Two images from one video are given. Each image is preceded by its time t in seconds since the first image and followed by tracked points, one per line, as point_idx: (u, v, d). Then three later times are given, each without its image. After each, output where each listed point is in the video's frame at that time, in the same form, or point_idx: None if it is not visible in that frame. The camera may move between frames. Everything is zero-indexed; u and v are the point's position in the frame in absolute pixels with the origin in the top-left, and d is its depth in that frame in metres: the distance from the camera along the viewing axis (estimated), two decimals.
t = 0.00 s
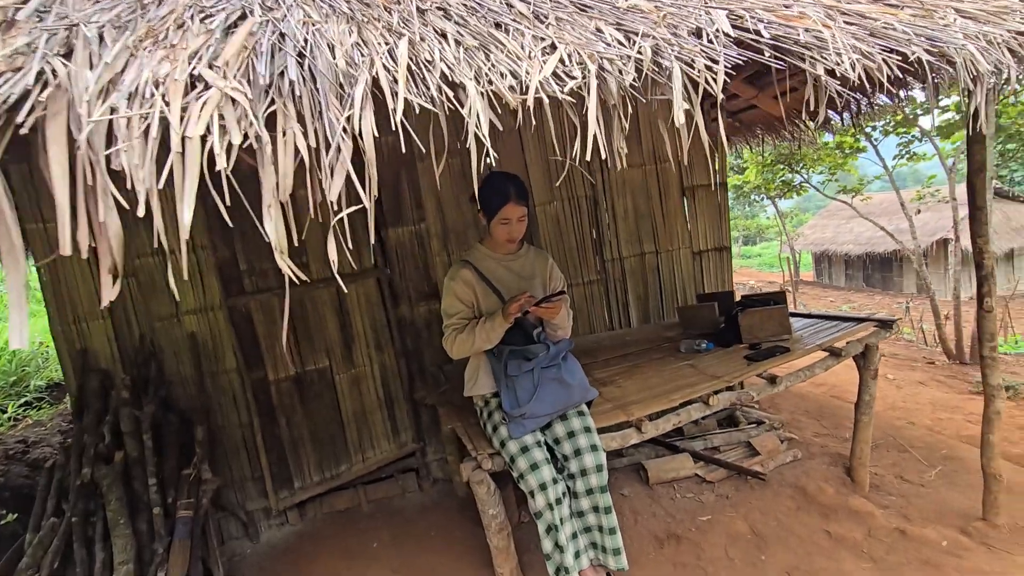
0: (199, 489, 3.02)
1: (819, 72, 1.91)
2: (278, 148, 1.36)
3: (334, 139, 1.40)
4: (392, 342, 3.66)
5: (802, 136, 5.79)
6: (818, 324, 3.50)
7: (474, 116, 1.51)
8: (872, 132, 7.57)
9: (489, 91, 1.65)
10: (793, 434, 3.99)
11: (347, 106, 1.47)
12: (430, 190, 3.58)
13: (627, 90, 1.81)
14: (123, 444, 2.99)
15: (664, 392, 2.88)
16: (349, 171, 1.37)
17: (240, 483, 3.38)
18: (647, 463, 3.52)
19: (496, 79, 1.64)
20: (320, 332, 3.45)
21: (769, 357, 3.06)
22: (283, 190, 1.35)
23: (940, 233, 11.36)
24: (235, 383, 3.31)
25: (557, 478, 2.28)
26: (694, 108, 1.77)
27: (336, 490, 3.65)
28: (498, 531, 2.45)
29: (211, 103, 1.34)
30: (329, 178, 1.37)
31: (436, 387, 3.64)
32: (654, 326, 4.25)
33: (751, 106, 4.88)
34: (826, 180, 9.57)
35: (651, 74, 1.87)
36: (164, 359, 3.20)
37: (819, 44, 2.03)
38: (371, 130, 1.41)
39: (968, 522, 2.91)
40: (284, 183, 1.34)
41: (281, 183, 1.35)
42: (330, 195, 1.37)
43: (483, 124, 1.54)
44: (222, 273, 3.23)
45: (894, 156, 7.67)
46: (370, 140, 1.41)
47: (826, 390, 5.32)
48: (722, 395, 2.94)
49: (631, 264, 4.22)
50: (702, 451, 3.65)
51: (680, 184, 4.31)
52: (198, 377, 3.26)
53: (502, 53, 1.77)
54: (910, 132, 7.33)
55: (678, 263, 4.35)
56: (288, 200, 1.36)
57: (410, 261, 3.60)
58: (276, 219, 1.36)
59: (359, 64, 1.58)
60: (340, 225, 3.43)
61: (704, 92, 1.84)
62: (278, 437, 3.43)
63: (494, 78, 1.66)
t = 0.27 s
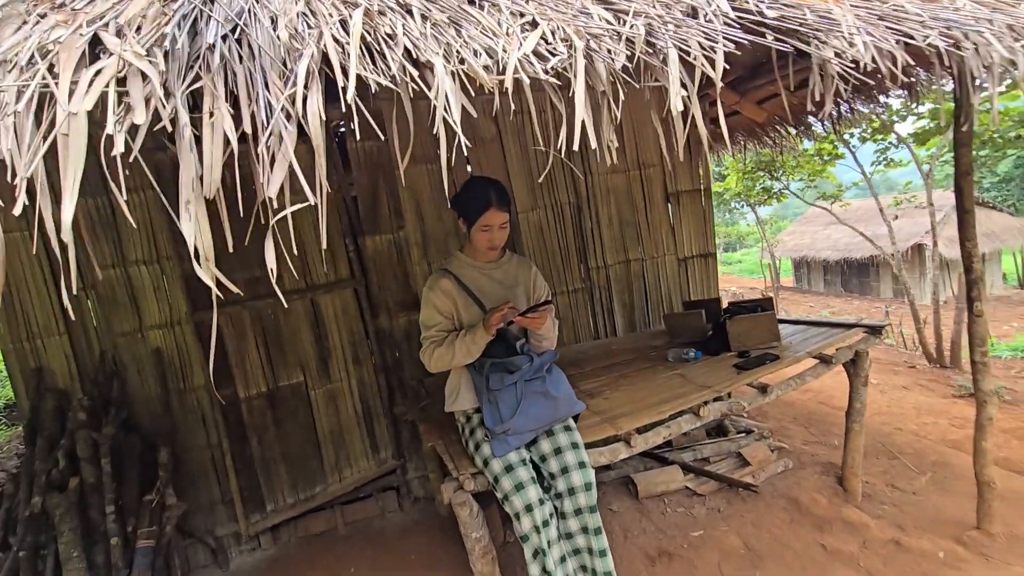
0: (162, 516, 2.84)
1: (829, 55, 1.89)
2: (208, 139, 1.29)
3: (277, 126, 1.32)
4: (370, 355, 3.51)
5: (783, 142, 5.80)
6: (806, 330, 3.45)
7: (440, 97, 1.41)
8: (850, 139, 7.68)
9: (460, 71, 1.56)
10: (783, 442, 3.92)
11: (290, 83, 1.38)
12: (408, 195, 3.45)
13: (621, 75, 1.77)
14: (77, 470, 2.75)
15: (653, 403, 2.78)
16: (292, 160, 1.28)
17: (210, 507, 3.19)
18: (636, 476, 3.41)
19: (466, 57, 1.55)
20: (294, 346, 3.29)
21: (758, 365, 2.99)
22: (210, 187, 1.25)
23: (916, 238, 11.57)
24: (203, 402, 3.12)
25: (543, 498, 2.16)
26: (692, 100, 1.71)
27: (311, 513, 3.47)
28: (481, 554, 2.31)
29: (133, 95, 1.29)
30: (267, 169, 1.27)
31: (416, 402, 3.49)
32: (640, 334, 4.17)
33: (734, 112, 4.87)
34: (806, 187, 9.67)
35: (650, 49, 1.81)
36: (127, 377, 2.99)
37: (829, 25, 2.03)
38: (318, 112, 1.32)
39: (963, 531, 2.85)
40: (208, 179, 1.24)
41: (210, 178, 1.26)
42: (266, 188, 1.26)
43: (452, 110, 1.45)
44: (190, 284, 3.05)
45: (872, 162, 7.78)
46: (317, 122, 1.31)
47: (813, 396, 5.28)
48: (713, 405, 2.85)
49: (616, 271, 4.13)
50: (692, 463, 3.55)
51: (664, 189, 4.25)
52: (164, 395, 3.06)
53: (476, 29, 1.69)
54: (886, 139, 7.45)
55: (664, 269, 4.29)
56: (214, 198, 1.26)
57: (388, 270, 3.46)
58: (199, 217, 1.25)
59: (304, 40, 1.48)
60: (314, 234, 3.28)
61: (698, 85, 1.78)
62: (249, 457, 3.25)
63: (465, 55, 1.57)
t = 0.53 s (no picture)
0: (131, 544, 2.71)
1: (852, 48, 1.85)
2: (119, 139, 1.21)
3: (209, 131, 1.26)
4: (354, 369, 3.38)
5: (775, 149, 5.77)
6: (803, 341, 3.37)
7: (411, 92, 1.31)
8: (840, 146, 7.69)
9: (434, 63, 1.46)
10: (780, 455, 3.83)
11: (224, 75, 1.30)
12: (394, 203, 3.34)
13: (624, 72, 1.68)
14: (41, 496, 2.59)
15: (648, 418, 2.67)
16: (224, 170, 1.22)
17: (185, 531, 3.03)
18: (631, 493, 3.30)
19: (442, 48, 1.45)
20: (274, 361, 3.15)
21: (756, 378, 2.89)
22: (115, 205, 1.19)
23: (904, 244, 11.64)
24: (178, 421, 2.97)
25: (535, 524, 2.04)
26: (699, 101, 1.63)
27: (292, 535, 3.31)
28: None
29: (11, 87, 1.15)
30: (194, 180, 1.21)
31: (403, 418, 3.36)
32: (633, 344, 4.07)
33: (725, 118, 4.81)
34: (796, 193, 9.69)
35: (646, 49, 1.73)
36: (98, 396, 2.82)
37: (856, 16, 2.00)
38: (256, 111, 1.24)
39: (967, 547, 2.77)
40: (117, 195, 1.17)
41: (117, 195, 1.19)
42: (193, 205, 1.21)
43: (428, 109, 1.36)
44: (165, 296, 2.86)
45: (862, 168, 7.80)
46: (255, 122, 1.24)
47: (807, 405, 5.22)
48: (710, 420, 2.76)
49: (609, 280, 4.04)
50: (688, 478, 3.45)
51: (656, 196, 4.17)
52: (137, 416, 2.89)
53: (454, 17, 1.60)
54: (876, 145, 7.47)
55: (657, 278, 4.20)
56: (117, 217, 1.19)
57: (373, 280, 3.34)
58: (101, 236, 1.19)
59: (240, 29, 1.40)
60: (296, 244, 3.15)
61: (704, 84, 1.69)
62: (226, 479, 3.09)
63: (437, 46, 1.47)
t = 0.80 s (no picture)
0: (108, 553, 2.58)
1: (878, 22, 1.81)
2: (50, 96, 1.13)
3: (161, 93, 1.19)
4: (344, 371, 3.28)
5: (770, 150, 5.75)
6: (803, 342, 3.32)
7: (401, 51, 1.25)
8: (833, 147, 7.70)
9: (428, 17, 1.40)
10: (777, 458, 3.78)
11: (180, 23, 1.20)
12: (385, 200, 3.25)
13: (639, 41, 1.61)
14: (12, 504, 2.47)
15: (645, 421, 2.61)
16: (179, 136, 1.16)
17: (166, 539, 2.92)
18: (628, 497, 3.23)
19: None
20: (260, 362, 3.05)
21: (755, 379, 2.84)
22: (43, 170, 1.14)
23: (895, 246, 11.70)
24: (160, 425, 2.85)
25: (532, 532, 1.97)
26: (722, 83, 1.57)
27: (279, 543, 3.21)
28: None
29: None
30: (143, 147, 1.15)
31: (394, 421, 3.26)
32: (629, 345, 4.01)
33: (722, 118, 4.78)
34: (789, 195, 9.70)
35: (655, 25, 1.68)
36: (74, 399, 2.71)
37: None
38: (213, 63, 1.15)
39: (970, 552, 2.73)
40: (42, 159, 1.13)
41: (45, 159, 1.14)
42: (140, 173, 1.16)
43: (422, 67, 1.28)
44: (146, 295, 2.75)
45: (855, 169, 7.81)
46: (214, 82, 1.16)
47: (802, 407, 5.18)
48: (710, 423, 2.69)
49: (604, 280, 3.97)
50: (686, 482, 3.39)
51: (652, 195, 4.10)
52: (115, 420, 2.77)
53: None
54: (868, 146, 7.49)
55: (652, 278, 4.14)
56: (44, 183, 1.15)
57: (364, 279, 3.24)
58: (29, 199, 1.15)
59: None
60: (283, 242, 3.06)
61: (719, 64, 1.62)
62: (209, 484, 2.97)
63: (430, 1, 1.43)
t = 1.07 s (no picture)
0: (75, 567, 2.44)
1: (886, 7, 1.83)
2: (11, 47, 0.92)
3: (145, 48, 1.01)
4: (323, 372, 3.19)
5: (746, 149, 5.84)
6: (782, 336, 3.37)
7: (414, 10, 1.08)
8: (805, 147, 7.87)
9: None
10: (758, 451, 3.83)
11: None
12: (366, 197, 3.17)
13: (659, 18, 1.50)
14: None
15: (633, 418, 2.59)
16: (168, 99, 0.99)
17: (137, 551, 2.79)
18: (614, 494, 3.22)
19: None
20: (236, 364, 2.94)
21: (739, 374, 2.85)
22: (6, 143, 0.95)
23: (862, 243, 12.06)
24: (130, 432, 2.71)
25: (523, 534, 1.93)
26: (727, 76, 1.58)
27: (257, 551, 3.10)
28: None
29: None
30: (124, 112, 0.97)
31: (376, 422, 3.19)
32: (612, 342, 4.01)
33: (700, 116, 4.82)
34: (762, 194, 9.89)
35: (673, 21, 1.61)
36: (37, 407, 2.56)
37: None
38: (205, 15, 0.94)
39: (946, 540, 2.80)
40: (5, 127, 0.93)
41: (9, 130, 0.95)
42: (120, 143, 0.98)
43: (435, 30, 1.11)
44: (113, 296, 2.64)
45: (826, 169, 8.01)
46: (208, 31, 0.96)
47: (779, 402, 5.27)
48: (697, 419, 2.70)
49: (587, 277, 3.96)
50: (671, 478, 3.40)
51: (634, 192, 4.11)
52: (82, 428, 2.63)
53: None
54: (838, 146, 7.68)
55: (635, 275, 4.15)
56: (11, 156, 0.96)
57: (344, 278, 3.16)
58: None
59: None
60: (259, 240, 2.95)
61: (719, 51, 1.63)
62: (183, 492, 2.85)
63: None
